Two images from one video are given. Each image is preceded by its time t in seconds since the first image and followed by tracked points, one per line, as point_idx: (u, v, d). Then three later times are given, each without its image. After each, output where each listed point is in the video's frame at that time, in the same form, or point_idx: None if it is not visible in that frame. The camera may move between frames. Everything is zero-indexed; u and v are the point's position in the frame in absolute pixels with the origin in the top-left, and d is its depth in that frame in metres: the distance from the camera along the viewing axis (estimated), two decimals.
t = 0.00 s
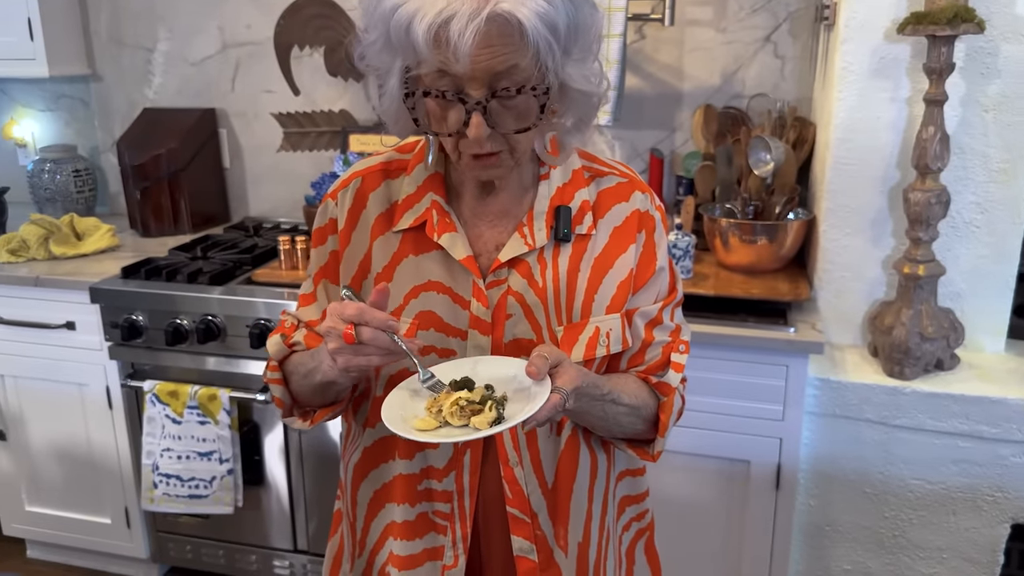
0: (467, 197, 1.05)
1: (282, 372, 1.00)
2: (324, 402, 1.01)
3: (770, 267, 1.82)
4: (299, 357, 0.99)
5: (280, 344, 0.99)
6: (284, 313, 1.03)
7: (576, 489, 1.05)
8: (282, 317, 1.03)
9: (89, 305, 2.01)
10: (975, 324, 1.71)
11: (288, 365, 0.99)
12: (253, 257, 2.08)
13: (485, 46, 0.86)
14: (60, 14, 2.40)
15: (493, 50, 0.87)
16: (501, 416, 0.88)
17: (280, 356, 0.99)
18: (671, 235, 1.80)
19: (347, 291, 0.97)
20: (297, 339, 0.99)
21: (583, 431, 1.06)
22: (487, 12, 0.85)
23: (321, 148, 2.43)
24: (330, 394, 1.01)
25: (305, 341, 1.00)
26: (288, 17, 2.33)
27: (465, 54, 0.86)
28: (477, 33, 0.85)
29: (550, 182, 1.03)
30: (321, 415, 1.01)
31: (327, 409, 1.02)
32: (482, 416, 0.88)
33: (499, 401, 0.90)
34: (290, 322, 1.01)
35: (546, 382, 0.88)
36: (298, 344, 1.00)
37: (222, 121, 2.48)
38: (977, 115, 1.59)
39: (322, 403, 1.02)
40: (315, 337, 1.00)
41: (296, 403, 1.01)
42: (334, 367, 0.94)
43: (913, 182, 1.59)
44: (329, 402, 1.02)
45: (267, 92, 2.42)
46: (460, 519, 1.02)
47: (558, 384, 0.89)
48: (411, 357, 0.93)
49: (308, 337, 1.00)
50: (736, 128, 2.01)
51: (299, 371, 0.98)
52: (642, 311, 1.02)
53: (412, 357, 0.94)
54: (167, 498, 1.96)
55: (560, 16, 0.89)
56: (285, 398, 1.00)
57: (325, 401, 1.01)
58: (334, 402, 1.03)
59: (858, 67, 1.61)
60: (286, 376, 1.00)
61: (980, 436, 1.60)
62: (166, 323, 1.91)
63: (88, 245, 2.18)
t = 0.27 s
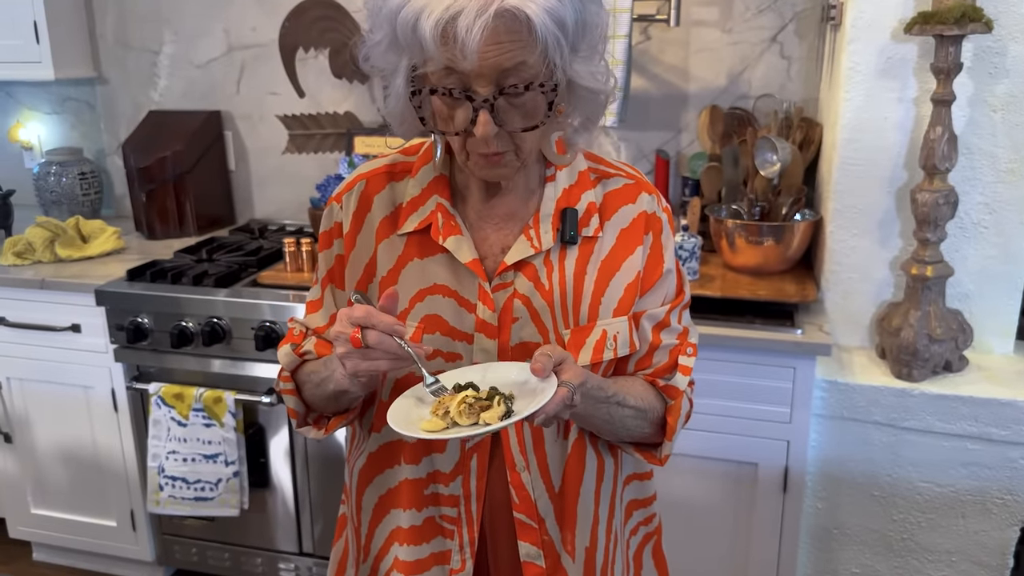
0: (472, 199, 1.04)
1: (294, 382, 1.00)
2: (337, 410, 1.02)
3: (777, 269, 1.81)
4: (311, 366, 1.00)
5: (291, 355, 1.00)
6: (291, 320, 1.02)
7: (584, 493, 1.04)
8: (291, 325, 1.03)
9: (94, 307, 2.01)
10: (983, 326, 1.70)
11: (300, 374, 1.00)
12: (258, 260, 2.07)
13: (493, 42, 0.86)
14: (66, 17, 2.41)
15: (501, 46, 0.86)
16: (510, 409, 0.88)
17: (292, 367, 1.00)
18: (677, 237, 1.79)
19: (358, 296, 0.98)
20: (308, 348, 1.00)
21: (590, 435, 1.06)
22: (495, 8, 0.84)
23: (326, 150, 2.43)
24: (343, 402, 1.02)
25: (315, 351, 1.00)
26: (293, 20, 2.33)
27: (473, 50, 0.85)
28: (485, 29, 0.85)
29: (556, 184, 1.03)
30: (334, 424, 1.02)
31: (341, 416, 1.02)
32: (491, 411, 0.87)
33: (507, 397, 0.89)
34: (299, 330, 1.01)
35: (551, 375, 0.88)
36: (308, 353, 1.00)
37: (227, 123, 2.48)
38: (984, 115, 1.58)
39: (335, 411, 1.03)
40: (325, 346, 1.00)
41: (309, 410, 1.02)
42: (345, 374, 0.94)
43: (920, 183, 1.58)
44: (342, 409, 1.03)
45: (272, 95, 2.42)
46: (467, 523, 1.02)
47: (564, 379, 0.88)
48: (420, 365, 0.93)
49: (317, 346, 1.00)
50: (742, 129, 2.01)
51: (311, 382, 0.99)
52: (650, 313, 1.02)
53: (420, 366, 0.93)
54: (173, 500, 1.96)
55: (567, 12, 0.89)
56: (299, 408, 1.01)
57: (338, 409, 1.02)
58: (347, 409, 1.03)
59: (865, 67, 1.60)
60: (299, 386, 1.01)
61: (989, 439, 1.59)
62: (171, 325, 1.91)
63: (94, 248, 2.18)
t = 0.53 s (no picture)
0: (476, 205, 1.04)
1: (300, 394, 1.00)
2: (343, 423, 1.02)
3: (782, 272, 1.81)
4: (315, 380, 1.00)
5: (295, 367, 1.00)
6: (296, 329, 1.03)
7: (588, 502, 1.04)
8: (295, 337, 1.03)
9: (99, 312, 2.01)
10: (989, 329, 1.70)
11: (304, 387, 1.00)
12: (263, 264, 2.08)
13: (498, 47, 0.86)
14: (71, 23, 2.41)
15: (506, 51, 0.86)
16: (514, 427, 0.87)
17: (296, 379, 1.00)
18: (681, 240, 1.79)
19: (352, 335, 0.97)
20: (310, 361, 1.00)
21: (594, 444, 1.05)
22: (500, 13, 0.84)
23: (330, 155, 2.43)
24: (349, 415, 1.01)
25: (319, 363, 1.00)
26: (297, 24, 2.33)
27: (478, 56, 0.85)
28: (490, 35, 0.84)
29: (561, 191, 1.03)
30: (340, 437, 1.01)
31: (347, 429, 1.02)
32: (495, 430, 0.86)
33: (511, 414, 0.89)
34: (303, 340, 1.02)
35: (555, 392, 0.88)
36: (312, 365, 1.00)
37: (232, 128, 2.49)
38: (989, 118, 1.57)
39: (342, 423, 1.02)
40: (329, 358, 1.01)
41: (315, 423, 1.02)
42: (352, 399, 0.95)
43: (925, 186, 1.57)
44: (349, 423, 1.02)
45: (276, 99, 2.43)
46: (471, 533, 1.02)
47: (568, 395, 0.89)
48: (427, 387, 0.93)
49: (322, 358, 1.00)
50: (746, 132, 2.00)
51: (316, 394, 0.99)
52: (655, 321, 1.02)
53: (427, 388, 0.93)
54: (178, 505, 1.96)
55: (573, 17, 0.89)
56: (305, 420, 1.00)
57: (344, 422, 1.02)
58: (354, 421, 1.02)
59: (869, 70, 1.60)
60: (304, 398, 1.01)
61: (996, 443, 1.58)
62: (176, 330, 1.91)
63: (99, 253, 2.18)
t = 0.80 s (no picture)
0: (477, 210, 1.04)
1: (298, 401, 1.00)
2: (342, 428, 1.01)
3: (786, 276, 1.80)
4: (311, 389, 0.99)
5: (292, 375, 0.99)
6: (297, 335, 1.02)
7: (590, 510, 1.03)
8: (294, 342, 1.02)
9: (102, 318, 2.01)
10: (995, 333, 1.69)
11: (302, 395, 1.00)
12: (266, 269, 2.07)
13: (506, 43, 0.85)
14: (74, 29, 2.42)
15: (514, 47, 0.85)
16: (515, 442, 0.87)
17: (293, 386, 1.00)
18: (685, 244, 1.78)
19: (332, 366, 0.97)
20: (307, 370, 0.99)
21: (596, 451, 1.04)
22: (508, 11, 0.84)
23: (333, 160, 2.43)
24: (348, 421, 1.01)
25: (315, 371, 0.99)
26: (299, 29, 2.33)
27: (485, 53, 0.85)
28: (498, 33, 0.84)
29: (563, 196, 1.02)
30: (339, 443, 1.01)
31: (346, 435, 1.02)
32: (497, 445, 0.86)
33: (513, 428, 0.88)
34: (302, 346, 1.01)
35: (562, 408, 0.86)
36: (309, 373, 0.99)
37: (235, 133, 2.49)
38: (994, 121, 1.57)
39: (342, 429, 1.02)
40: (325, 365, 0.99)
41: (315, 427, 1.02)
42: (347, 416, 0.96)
43: (930, 189, 1.56)
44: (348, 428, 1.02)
45: (279, 104, 2.43)
46: (472, 541, 1.01)
47: (574, 411, 0.87)
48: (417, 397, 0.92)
49: (317, 366, 0.99)
50: (750, 135, 2.00)
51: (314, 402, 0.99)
52: (658, 328, 1.01)
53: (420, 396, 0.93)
54: (181, 511, 1.95)
55: (580, 15, 0.89)
56: (303, 427, 1.01)
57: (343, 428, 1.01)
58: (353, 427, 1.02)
59: (873, 73, 1.59)
60: (303, 404, 1.00)
61: (1002, 447, 1.57)
62: (179, 336, 1.91)
63: (102, 258, 2.18)
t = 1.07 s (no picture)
0: (477, 214, 1.03)
1: (290, 402, 0.98)
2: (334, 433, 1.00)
3: (788, 279, 1.80)
4: (306, 389, 0.97)
5: (286, 375, 0.97)
6: (292, 338, 1.02)
7: (590, 516, 1.03)
8: (290, 345, 1.01)
9: (102, 322, 2.00)
10: (998, 336, 1.68)
11: (295, 396, 0.98)
12: (267, 273, 2.07)
13: (507, 49, 0.85)
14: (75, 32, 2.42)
15: (515, 53, 0.85)
16: (517, 445, 0.86)
17: (286, 387, 0.98)
18: (686, 247, 1.77)
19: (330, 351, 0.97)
20: (303, 369, 0.97)
21: (597, 457, 1.04)
22: (509, 17, 0.84)
23: (334, 163, 2.42)
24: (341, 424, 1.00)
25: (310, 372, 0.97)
26: (301, 33, 2.33)
27: (486, 59, 0.84)
28: (499, 38, 0.84)
29: (563, 200, 1.02)
30: (331, 447, 0.99)
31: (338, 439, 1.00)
32: (499, 447, 0.85)
33: (516, 432, 0.88)
34: (298, 347, 1.00)
35: (566, 411, 0.86)
36: (303, 374, 0.98)
37: (236, 137, 2.49)
38: (997, 123, 1.56)
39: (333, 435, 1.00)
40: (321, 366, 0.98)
41: (306, 432, 1.00)
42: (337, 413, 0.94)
43: (933, 192, 1.56)
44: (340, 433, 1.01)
45: (280, 108, 2.42)
46: (472, 547, 1.01)
47: (578, 415, 0.86)
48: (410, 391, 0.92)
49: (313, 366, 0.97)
50: (751, 138, 1.99)
51: (306, 403, 0.97)
52: (659, 332, 1.00)
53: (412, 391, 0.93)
54: (182, 515, 1.95)
55: (582, 21, 0.88)
56: (294, 429, 0.98)
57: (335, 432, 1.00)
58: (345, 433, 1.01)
59: (875, 75, 1.59)
60: (295, 407, 0.98)
61: (1007, 451, 1.56)
62: (179, 340, 1.90)
63: (103, 262, 2.18)
